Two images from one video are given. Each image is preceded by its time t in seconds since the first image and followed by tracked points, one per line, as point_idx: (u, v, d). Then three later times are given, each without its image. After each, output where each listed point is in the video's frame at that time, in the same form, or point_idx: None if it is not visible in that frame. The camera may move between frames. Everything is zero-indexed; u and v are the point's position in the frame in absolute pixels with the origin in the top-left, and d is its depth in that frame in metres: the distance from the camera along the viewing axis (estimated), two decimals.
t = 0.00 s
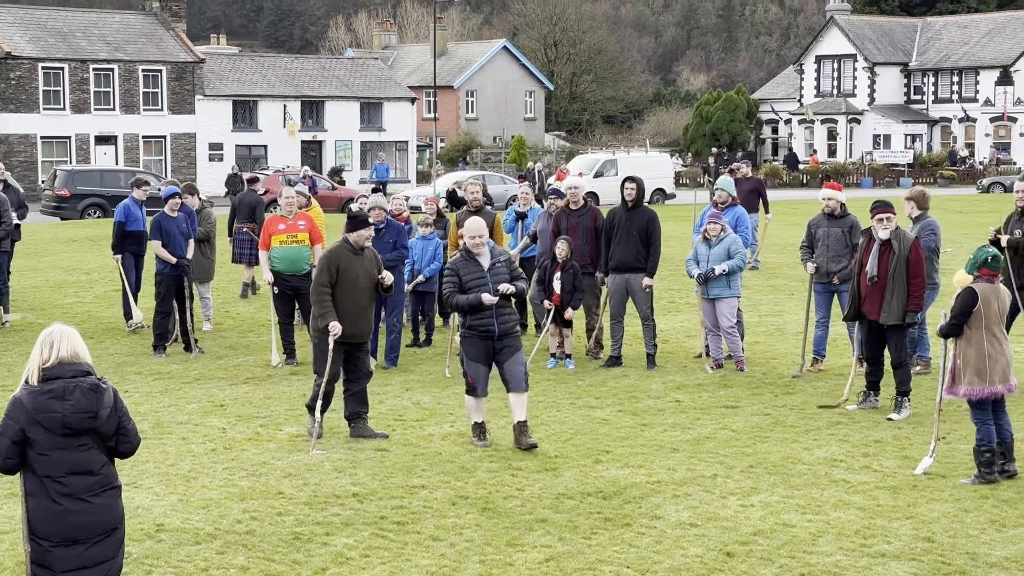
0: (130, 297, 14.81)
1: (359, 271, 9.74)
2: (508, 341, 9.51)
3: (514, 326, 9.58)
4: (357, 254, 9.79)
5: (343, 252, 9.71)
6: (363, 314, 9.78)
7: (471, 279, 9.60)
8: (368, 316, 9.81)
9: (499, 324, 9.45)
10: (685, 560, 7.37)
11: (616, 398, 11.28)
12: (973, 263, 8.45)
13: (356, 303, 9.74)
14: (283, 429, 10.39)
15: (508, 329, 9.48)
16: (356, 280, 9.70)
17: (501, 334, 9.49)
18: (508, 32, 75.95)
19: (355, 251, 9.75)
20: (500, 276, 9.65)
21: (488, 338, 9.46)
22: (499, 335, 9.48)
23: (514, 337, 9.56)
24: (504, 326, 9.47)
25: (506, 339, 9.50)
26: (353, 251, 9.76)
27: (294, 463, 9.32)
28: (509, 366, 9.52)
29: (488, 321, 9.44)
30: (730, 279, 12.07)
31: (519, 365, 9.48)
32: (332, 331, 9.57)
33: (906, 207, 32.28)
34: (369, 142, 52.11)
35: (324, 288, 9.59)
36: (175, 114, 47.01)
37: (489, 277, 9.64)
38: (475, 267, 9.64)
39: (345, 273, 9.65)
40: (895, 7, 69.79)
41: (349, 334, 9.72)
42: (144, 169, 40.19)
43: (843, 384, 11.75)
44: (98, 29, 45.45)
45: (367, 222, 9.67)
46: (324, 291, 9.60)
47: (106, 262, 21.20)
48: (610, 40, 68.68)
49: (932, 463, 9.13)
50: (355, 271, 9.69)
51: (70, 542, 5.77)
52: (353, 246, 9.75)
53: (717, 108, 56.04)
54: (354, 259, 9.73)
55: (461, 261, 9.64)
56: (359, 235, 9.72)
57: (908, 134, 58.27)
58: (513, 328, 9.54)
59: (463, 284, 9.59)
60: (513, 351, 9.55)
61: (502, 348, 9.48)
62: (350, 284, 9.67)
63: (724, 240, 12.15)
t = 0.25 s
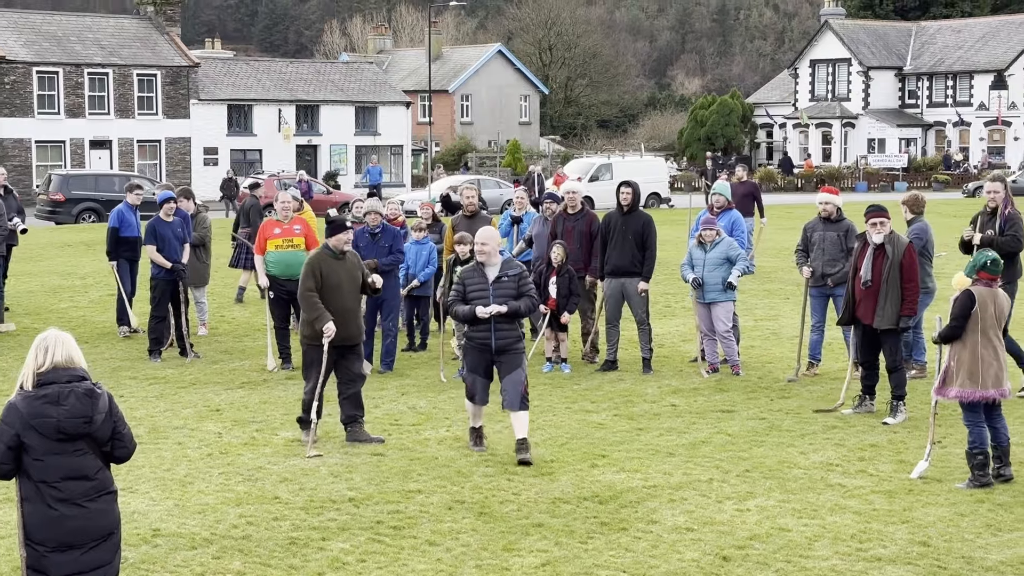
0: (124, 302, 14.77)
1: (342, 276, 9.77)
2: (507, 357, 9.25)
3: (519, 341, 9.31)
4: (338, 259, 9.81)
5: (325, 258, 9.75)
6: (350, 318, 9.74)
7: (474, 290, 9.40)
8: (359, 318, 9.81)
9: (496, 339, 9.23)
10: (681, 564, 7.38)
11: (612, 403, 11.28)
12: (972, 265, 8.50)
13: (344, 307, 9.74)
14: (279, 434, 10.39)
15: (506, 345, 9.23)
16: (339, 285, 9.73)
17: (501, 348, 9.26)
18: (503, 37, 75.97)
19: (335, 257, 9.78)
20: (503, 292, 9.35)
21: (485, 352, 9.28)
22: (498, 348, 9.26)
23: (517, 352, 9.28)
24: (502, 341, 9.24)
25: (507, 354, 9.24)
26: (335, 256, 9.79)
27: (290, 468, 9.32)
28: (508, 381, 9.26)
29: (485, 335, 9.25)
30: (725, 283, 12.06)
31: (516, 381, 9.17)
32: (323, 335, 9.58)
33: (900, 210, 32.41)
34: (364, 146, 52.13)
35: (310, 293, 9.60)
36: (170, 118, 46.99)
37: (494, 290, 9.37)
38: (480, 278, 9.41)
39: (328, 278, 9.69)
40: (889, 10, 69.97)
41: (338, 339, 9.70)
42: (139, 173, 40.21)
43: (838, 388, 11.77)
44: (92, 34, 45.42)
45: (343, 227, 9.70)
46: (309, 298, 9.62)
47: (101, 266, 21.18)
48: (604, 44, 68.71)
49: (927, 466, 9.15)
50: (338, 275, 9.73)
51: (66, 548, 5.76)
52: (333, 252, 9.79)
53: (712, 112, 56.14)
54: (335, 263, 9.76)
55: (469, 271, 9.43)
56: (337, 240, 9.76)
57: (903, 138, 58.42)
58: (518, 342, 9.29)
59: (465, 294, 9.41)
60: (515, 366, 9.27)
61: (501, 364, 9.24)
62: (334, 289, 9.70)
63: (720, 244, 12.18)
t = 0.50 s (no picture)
0: (118, 304, 14.76)
1: (324, 277, 9.78)
2: (505, 357, 9.14)
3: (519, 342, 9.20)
4: (317, 261, 9.83)
5: (304, 261, 9.77)
6: (333, 318, 9.74)
7: (479, 290, 9.34)
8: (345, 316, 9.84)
9: (493, 340, 9.08)
10: (677, 567, 7.38)
11: (608, 405, 11.29)
12: (968, 270, 8.43)
13: (329, 307, 9.75)
14: (274, 437, 10.38)
15: (503, 347, 9.07)
16: (322, 285, 9.75)
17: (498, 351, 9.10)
18: (498, 39, 76.03)
19: (315, 259, 9.80)
20: (503, 295, 9.19)
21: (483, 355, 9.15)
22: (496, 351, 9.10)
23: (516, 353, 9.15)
24: (499, 344, 9.08)
25: (505, 356, 9.12)
26: (314, 259, 9.81)
27: (286, 471, 9.32)
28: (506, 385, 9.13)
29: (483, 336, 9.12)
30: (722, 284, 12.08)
31: (514, 387, 9.07)
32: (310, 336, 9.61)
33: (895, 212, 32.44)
34: (359, 149, 52.14)
35: (292, 294, 9.61)
36: (165, 121, 46.98)
37: (495, 292, 9.24)
38: (488, 277, 9.35)
39: (308, 281, 9.71)
40: (883, 13, 70.11)
41: (324, 339, 9.70)
42: (134, 176, 40.21)
43: (834, 390, 11.78)
44: (87, 36, 45.35)
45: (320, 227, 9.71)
46: (292, 301, 9.64)
47: (96, 269, 21.16)
48: (599, 46, 68.74)
49: (922, 469, 9.17)
50: (320, 277, 9.75)
51: (62, 552, 5.75)
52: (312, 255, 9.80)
53: (707, 114, 56.22)
54: (315, 265, 9.77)
55: (481, 269, 9.41)
56: (316, 242, 9.77)
57: (897, 140, 58.52)
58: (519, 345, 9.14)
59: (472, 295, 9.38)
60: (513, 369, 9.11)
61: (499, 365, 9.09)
62: (316, 291, 9.71)
63: (715, 246, 12.21)
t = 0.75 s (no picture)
0: (111, 306, 14.72)
1: (311, 277, 9.78)
2: (495, 369, 8.99)
3: (511, 352, 9.02)
4: (307, 262, 9.84)
5: (292, 263, 9.79)
6: (320, 320, 9.74)
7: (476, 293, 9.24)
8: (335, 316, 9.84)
9: (484, 346, 8.98)
10: (673, 570, 7.38)
11: (604, 409, 11.30)
12: (967, 276, 8.51)
13: (318, 308, 9.75)
14: (270, 440, 10.38)
15: (493, 355, 8.96)
16: (309, 286, 9.75)
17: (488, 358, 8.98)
18: (492, 41, 76.10)
19: (304, 261, 9.81)
20: (492, 301, 9.04)
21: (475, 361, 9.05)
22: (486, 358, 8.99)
23: (508, 364, 8.98)
24: (489, 351, 8.96)
25: (495, 367, 8.97)
26: (303, 260, 9.82)
27: (282, 475, 9.32)
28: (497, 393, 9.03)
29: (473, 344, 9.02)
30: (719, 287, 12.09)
31: (504, 398, 8.98)
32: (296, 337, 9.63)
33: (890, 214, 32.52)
34: (354, 151, 52.14)
35: (277, 297, 9.65)
36: (160, 123, 46.97)
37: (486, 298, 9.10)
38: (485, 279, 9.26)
39: (296, 282, 9.73)
40: (878, 15, 70.24)
41: (314, 340, 9.72)
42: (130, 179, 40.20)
43: (829, 393, 11.80)
44: (82, 39, 45.28)
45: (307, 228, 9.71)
46: (277, 303, 9.67)
47: (92, 272, 21.16)
48: (594, 48, 68.79)
49: (918, 472, 9.18)
50: (307, 278, 9.75)
51: (54, 556, 5.75)
52: (302, 257, 9.82)
53: (702, 116, 56.26)
54: (304, 267, 9.79)
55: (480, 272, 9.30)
56: (304, 244, 9.79)
57: (892, 142, 58.61)
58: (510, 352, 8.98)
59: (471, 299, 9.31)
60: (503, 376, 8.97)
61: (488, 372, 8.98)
62: (302, 291, 9.71)
63: (712, 251, 12.25)
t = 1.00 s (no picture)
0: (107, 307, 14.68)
1: (311, 279, 9.81)
2: (484, 372, 8.90)
3: (499, 354, 8.95)
4: (308, 264, 9.88)
5: (293, 266, 9.83)
6: (318, 323, 9.74)
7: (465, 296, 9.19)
8: (334, 319, 9.83)
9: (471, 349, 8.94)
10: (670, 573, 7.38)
11: (601, 410, 11.30)
12: (963, 276, 8.53)
13: (316, 309, 9.76)
14: (267, 442, 10.38)
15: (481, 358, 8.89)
16: (308, 287, 9.76)
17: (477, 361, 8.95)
18: (489, 42, 76.12)
19: (304, 263, 9.86)
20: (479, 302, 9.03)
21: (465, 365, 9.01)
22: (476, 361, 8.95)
23: (495, 366, 8.90)
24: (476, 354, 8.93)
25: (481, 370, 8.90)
26: (305, 262, 9.86)
27: (279, 477, 9.32)
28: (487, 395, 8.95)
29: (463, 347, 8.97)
30: (717, 289, 12.12)
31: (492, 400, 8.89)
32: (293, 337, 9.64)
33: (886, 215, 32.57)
34: (351, 152, 52.14)
35: (276, 300, 9.71)
36: (157, 124, 46.96)
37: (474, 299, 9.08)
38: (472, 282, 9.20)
39: (295, 284, 9.76)
40: (874, 16, 70.33)
41: (312, 342, 9.72)
42: (126, 181, 40.18)
43: (826, 394, 11.82)
44: (78, 40, 45.21)
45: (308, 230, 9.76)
46: (276, 305, 9.72)
47: (89, 273, 21.14)
48: (591, 49, 68.80)
49: (915, 474, 9.19)
50: (306, 280, 9.78)
51: (49, 558, 5.77)
52: (303, 258, 9.86)
53: (698, 117, 56.27)
54: (305, 269, 9.83)
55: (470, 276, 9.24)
56: (305, 246, 9.84)
57: (888, 143, 58.67)
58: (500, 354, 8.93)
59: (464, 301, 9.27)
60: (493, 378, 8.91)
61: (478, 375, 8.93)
62: (299, 292, 9.74)
63: (714, 254, 12.24)
